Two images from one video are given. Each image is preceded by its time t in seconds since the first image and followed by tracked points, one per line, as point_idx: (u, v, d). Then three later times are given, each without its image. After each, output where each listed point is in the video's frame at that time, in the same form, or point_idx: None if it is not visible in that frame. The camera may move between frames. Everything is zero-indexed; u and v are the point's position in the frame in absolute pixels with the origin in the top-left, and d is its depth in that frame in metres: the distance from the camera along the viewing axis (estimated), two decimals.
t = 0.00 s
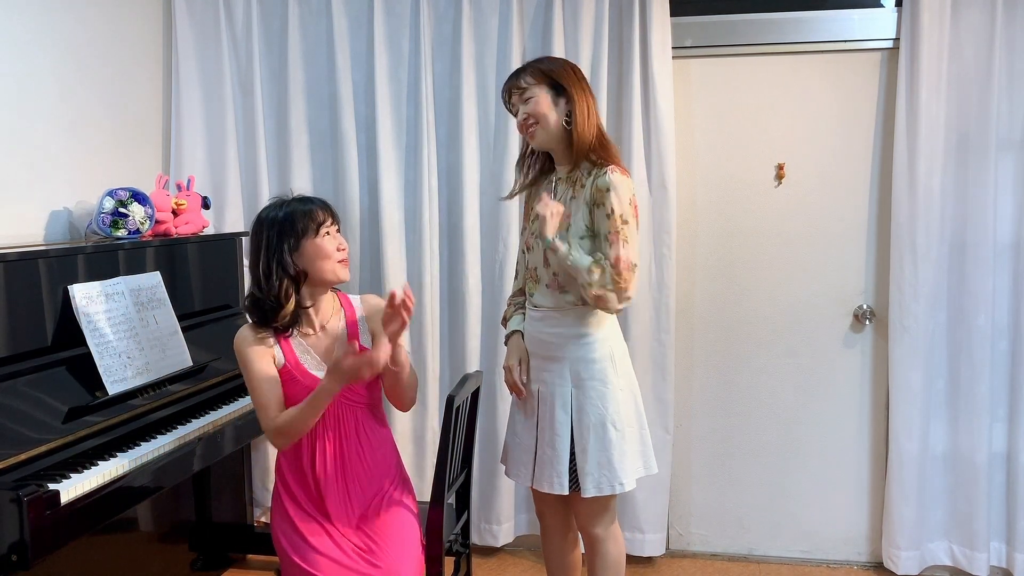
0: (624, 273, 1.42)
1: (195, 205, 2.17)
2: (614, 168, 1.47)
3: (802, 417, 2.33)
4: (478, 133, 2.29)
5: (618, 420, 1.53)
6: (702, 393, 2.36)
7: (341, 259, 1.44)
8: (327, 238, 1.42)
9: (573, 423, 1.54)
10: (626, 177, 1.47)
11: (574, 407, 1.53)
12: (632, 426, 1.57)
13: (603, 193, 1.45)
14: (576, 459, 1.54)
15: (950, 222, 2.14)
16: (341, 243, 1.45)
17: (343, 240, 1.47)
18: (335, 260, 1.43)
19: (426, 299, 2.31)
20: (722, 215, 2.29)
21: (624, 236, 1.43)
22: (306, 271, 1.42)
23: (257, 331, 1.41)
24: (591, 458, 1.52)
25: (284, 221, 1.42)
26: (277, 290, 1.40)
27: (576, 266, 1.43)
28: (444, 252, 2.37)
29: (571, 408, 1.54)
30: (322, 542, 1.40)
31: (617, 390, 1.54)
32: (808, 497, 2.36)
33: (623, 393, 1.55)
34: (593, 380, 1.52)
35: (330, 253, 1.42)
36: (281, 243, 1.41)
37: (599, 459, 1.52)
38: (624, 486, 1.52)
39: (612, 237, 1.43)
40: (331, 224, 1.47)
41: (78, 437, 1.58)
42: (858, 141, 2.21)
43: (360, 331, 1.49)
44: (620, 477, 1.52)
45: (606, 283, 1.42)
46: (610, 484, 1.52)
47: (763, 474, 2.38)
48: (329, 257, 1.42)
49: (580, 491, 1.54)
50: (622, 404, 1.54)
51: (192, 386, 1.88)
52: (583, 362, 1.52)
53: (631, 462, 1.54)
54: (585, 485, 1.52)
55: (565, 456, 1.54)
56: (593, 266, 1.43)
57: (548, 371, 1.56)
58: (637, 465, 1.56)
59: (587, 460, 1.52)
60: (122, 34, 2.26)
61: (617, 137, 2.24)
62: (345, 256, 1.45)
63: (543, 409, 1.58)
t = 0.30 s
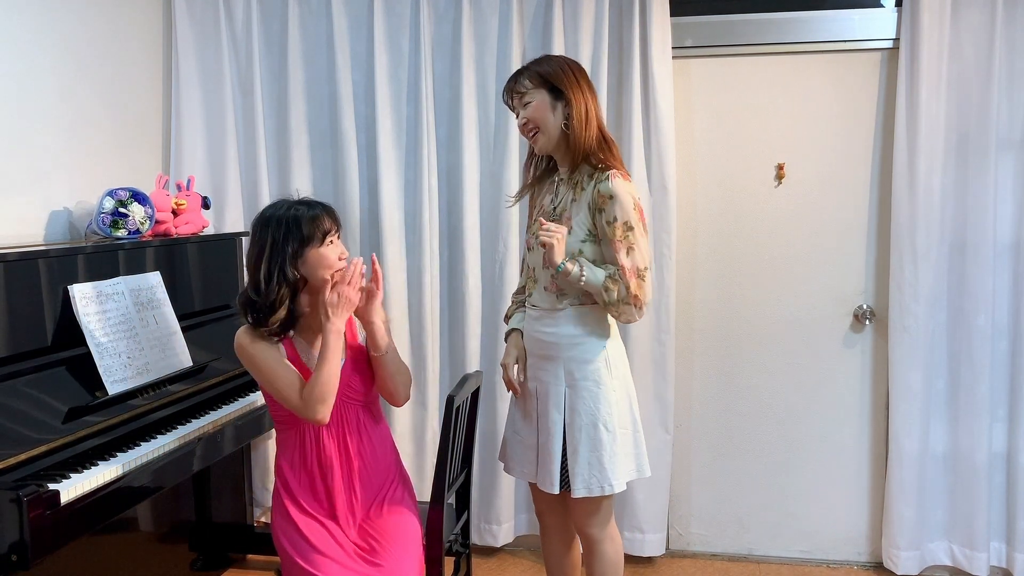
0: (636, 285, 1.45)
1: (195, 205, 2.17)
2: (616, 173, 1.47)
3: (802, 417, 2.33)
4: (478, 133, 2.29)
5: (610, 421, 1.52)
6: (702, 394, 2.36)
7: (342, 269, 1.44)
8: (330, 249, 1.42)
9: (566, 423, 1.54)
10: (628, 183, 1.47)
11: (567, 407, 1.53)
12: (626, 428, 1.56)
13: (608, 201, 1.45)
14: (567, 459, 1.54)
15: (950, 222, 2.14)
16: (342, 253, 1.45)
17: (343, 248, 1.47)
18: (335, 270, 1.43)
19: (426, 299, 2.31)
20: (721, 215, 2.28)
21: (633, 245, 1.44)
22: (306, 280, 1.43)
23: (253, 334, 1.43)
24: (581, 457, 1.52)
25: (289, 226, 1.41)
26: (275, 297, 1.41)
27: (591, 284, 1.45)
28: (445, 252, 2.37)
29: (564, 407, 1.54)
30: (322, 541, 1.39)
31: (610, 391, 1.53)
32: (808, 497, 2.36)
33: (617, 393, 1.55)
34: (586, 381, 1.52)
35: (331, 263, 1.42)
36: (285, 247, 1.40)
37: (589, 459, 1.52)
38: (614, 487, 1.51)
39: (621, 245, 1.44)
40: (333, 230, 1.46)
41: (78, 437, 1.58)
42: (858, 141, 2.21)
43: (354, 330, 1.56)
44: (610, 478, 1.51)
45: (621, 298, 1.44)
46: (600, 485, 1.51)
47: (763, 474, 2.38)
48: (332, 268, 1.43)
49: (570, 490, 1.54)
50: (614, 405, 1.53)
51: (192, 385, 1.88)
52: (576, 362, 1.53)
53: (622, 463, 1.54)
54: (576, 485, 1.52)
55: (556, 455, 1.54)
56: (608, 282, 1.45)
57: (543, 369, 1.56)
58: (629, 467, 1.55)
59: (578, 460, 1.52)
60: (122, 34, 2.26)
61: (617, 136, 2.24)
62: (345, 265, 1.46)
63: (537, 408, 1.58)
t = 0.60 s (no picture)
0: (624, 287, 1.45)
1: (195, 205, 2.17)
2: (620, 174, 1.47)
3: (802, 417, 2.33)
4: (478, 133, 2.29)
5: (616, 421, 1.52)
6: (702, 394, 2.36)
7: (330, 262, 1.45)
8: (317, 242, 1.43)
9: (571, 423, 1.54)
10: (633, 185, 1.46)
11: (572, 407, 1.53)
12: (630, 427, 1.57)
13: (610, 202, 1.45)
14: (571, 459, 1.54)
15: (950, 222, 2.14)
16: (330, 247, 1.46)
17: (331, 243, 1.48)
18: (325, 262, 1.44)
19: (426, 299, 2.32)
20: (721, 214, 2.28)
21: (628, 247, 1.43)
22: (295, 275, 1.43)
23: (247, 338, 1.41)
24: (587, 457, 1.52)
25: (275, 223, 1.42)
26: (266, 294, 1.40)
27: (576, 285, 1.48)
28: (445, 252, 2.37)
29: (570, 407, 1.54)
30: (321, 542, 1.40)
31: (615, 391, 1.53)
32: (808, 497, 2.36)
33: (622, 394, 1.55)
34: (592, 381, 1.52)
35: (319, 256, 1.43)
36: (272, 244, 1.41)
37: (594, 459, 1.52)
38: (619, 487, 1.52)
39: (616, 246, 1.43)
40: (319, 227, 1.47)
41: (78, 437, 1.58)
42: (858, 141, 2.21)
43: (350, 328, 1.52)
44: (615, 478, 1.52)
45: (606, 304, 1.45)
46: (605, 484, 1.52)
47: (763, 474, 2.38)
48: (321, 261, 1.43)
49: (574, 491, 1.54)
50: (620, 405, 1.53)
51: (192, 386, 1.87)
52: (582, 362, 1.53)
53: (626, 463, 1.54)
54: (581, 485, 1.52)
55: (559, 455, 1.54)
56: (591, 287, 1.47)
57: (547, 369, 1.57)
58: (632, 467, 1.56)
59: (583, 460, 1.52)
60: (122, 34, 2.26)
61: (617, 136, 2.24)
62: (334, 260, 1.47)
63: (540, 408, 1.58)
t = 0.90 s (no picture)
0: (628, 287, 1.43)
1: (195, 205, 2.17)
2: (619, 172, 1.47)
3: (802, 416, 2.33)
4: (478, 133, 2.29)
5: (624, 421, 1.53)
6: (702, 393, 2.37)
7: (318, 273, 1.44)
8: (305, 250, 1.42)
9: (578, 424, 1.54)
10: (632, 184, 1.46)
11: (579, 408, 1.53)
12: (638, 426, 1.57)
13: (608, 201, 1.45)
14: (580, 459, 1.54)
15: (950, 222, 2.14)
16: (320, 257, 1.45)
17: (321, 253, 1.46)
18: (312, 273, 1.43)
19: (426, 299, 2.32)
20: (721, 214, 2.29)
21: (628, 245, 1.43)
22: (281, 281, 1.42)
23: (230, 346, 1.43)
24: (596, 458, 1.52)
25: (263, 228, 1.42)
26: (248, 298, 1.40)
27: (580, 310, 1.49)
28: (444, 252, 2.37)
29: (576, 408, 1.54)
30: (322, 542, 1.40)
31: (622, 391, 1.54)
32: (808, 497, 2.36)
33: (629, 394, 1.55)
34: (598, 382, 1.52)
35: (306, 266, 1.42)
36: (260, 249, 1.41)
37: (604, 459, 1.52)
38: (630, 485, 1.52)
39: (616, 245, 1.43)
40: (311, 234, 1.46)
41: (78, 437, 1.58)
42: (858, 142, 2.21)
43: (340, 331, 1.51)
44: (627, 477, 1.51)
45: (612, 304, 1.44)
46: (616, 484, 1.52)
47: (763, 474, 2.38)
48: (308, 270, 1.42)
49: (585, 491, 1.54)
50: (627, 404, 1.54)
51: (192, 386, 1.88)
52: (588, 364, 1.53)
53: (636, 462, 1.54)
54: (591, 486, 1.51)
55: (569, 456, 1.54)
56: (594, 300, 1.47)
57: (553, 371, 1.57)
58: (642, 464, 1.56)
59: (592, 461, 1.52)
60: (122, 34, 2.26)
61: (617, 135, 2.24)
62: (322, 269, 1.45)
63: (548, 408, 1.59)
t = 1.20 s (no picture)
0: (632, 286, 1.44)
1: (195, 205, 2.17)
2: (626, 172, 1.47)
3: (802, 416, 2.33)
4: (478, 133, 2.29)
5: (625, 422, 1.53)
6: (702, 393, 2.37)
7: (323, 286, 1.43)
8: (313, 266, 1.40)
9: (580, 424, 1.54)
10: (639, 185, 1.46)
11: (582, 409, 1.53)
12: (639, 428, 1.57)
13: (615, 201, 1.45)
14: (580, 459, 1.54)
15: (950, 222, 2.14)
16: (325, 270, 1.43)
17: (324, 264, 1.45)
18: (317, 287, 1.42)
19: (426, 299, 2.32)
20: (721, 214, 2.29)
21: (635, 246, 1.43)
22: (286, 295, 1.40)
23: (227, 353, 1.41)
24: (597, 458, 1.52)
25: (272, 240, 1.38)
26: (255, 313, 1.37)
27: (583, 308, 1.51)
28: (444, 252, 2.37)
29: (579, 409, 1.54)
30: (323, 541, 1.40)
31: (625, 392, 1.54)
32: (808, 497, 2.36)
33: (631, 395, 1.55)
34: (600, 382, 1.52)
35: (313, 281, 1.40)
36: (269, 262, 1.37)
37: (605, 460, 1.52)
38: (630, 487, 1.52)
39: (623, 245, 1.44)
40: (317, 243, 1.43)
41: (78, 437, 1.58)
42: (858, 142, 2.21)
43: (333, 332, 1.51)
44: (626, 479, 1.51)
45: (613, 300, 1.45)
46: (616, 486, 1.52)
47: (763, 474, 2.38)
48: (314, 285, 1.41)
49: (585, 492, 1.54)
50: (629, 405, 1.54)
51: (192, 386, 1.88)
52: (591, 364, 1.53)
53: (636, 464, 1.54)
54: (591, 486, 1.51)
55: (568, 457, 1.54)
56: (599, 300, 1.48)
57: (557, 370, 1.56)
58: (642, 466, 1.56)
59: (593, 461, 1.52)
60: (122, 34, 2.26)
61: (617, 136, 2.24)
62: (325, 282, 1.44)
63: (550, 408, 1.58)
